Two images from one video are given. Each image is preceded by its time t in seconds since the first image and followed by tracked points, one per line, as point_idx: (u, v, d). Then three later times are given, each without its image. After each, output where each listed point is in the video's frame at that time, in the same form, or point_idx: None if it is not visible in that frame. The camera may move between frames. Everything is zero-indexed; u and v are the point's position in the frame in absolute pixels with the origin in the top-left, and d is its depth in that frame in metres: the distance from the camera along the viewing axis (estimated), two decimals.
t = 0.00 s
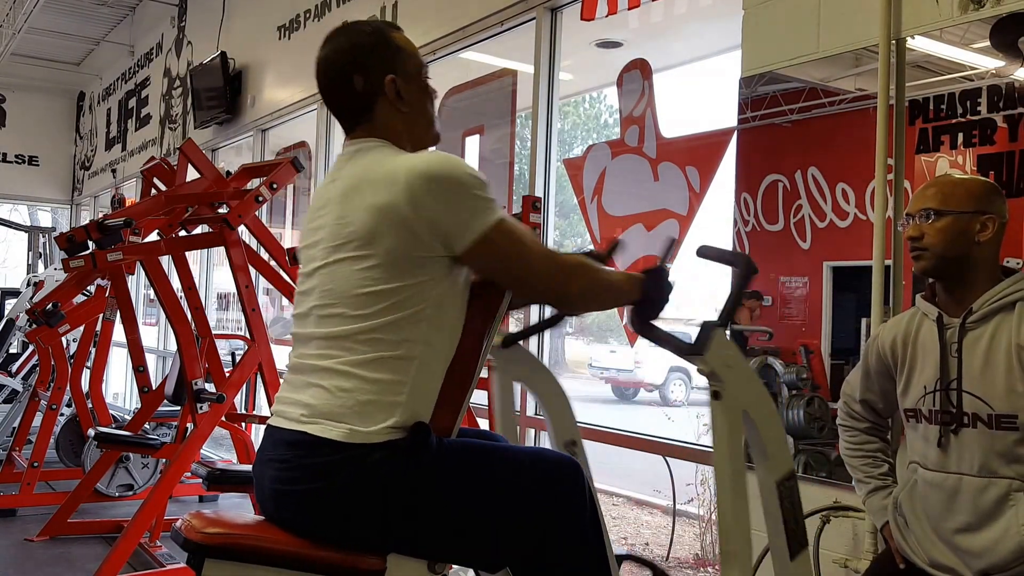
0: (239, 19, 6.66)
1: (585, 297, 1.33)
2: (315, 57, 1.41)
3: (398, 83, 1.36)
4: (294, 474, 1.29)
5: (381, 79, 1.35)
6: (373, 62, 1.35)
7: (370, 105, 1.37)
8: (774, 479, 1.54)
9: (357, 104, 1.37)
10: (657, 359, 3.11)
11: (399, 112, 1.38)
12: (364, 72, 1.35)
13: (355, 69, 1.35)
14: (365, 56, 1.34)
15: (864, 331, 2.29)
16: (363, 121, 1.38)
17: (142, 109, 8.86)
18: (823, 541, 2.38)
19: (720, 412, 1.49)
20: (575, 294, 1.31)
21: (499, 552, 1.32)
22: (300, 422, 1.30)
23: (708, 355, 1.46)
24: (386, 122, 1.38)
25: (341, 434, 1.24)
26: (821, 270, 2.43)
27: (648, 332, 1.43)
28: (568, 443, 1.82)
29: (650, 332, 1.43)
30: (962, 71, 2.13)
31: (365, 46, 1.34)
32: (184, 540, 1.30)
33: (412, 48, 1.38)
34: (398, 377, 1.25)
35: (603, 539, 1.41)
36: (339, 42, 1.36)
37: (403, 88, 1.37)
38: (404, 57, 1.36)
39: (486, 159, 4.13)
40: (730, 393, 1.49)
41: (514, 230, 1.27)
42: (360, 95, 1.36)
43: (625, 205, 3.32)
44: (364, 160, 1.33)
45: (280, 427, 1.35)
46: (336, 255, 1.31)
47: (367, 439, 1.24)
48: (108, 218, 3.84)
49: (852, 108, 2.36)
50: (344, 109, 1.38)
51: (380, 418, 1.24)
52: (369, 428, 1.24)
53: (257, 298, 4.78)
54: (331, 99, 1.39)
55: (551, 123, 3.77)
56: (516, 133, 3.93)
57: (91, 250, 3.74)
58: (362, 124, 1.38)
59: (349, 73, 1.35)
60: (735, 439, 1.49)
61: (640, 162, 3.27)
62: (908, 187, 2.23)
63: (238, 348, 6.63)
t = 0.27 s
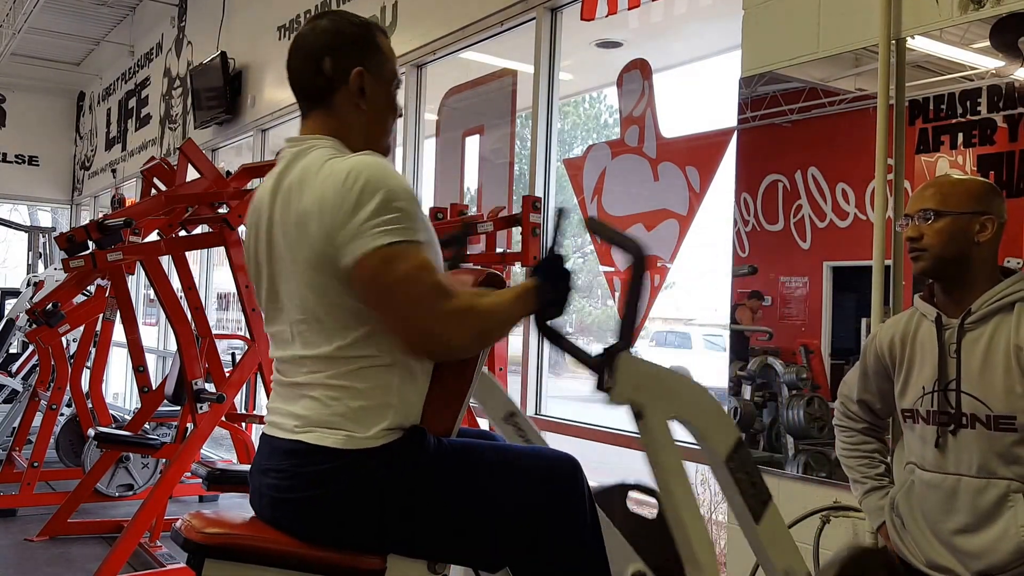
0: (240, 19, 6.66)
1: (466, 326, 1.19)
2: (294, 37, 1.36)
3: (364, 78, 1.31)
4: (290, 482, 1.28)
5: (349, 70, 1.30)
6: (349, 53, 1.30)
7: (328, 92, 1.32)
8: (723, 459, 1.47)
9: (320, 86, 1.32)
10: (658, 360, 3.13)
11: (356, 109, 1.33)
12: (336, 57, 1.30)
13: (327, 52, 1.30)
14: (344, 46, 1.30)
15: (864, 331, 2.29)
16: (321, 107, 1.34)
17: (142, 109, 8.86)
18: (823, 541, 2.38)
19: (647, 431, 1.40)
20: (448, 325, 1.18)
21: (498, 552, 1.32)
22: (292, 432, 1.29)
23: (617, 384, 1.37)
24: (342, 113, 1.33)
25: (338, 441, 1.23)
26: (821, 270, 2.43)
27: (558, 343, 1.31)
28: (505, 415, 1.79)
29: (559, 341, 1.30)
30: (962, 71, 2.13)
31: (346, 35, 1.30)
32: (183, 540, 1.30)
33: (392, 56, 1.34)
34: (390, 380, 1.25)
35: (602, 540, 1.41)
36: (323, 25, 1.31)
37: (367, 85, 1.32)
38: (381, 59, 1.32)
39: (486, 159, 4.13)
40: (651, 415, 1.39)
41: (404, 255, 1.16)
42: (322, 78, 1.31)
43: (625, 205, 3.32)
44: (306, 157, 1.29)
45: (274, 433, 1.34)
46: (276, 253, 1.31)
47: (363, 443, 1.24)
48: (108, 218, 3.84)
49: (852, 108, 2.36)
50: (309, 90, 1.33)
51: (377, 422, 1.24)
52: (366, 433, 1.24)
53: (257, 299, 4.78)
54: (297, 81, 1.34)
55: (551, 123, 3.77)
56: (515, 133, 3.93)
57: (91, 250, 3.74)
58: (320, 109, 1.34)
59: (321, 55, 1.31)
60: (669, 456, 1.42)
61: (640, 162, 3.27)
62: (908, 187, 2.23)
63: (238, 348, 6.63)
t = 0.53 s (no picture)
0: (240, 19, 6.66)
1: (350, 337, 1.07)
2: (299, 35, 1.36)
3: (356, 86, 1.31)
4: (289, 484, 1.27)
5: (344, 76, 1.30)
6: (352, 58, 1.30)
7: (319, 92, 1.31)
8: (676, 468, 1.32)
9: (313, 83, 1.31)
10: (658, 360, 3.12)
11: (342, 114, 1.32)
12: (336, 58, 1.30)
13: (326, 53, 1.30)
14: (348, 51, 1.30)
15: (864, 331, 2.29)
16: (309, 103, 1.33)
17: (142, 109, 8.86)
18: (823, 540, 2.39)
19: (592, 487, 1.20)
20: (317, 327, 1.06)
21: (498, 552, 1.32)
22: (289, 436, 1.28)
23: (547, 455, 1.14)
24: (329, 113, 1.32)
25: (335, 443, 1.24)
26: (821, 270, 2.43)
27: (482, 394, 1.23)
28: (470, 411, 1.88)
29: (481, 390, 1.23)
30: (962, 71, 2.13)
31: (354, 42, 1.30)
32: (183, 540, 1.30)
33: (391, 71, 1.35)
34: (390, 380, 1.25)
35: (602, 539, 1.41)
36: (333, 29, 1.32)
37: (358, 93, 1.31)
38: (379, 73, 1.33)
39: (486, 159, 4.13)
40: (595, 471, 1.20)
41: (308, 248, 1.09)
42: (318, 78, 1.30)
43: (625, 205, 3.32)
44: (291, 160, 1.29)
45: (270, 437, 1.34)
46: (254, 255, 1.29)
47: (359, 446, 1.24)
48: (108, 219, 3.84)
49: (852, 108, 2.36)
50: (303, 85, 1.31)
51: (374, 424, 1.25)
52: (361, 435, 1.24)
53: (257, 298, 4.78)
54: (293, 78, 1.33)
55: (551, 123, 3.77)
56: (515, 133, 3.93)
57: (91, 250, 3.74)
58: (308, 103, 1.32)
59: (320, 56, 1.31)
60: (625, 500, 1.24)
61: (640, 162, 3.27)
62: (908, 187, 2.23)
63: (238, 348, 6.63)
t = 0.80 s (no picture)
0: (239, 19, 6.66)
1: (406, 335, 1.09)
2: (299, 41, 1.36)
3: (361, 85, 1.31)
4: (290, 484, 1.27)
5: (348, 77, 1.30)
6: (351, 57, 1.30)
7: (325, 94, 1.31)
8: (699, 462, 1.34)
9: (319, 86, 1.31)
10: (658, 359, 3.13)
11: (350, 115, 1.32)
12: (338, 61, 1.30)
13: (328, 55, 1.30)
14: (351, 49, 1.30)
15: (863, 331, 2.29)
16: (315, 106, 1.33)
17: (142, 109, 8.87)
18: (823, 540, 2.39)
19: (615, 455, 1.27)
20: (384, 330, 1.08)
21: (499, 551, 1.32)
22: (289, 436, 1.28)
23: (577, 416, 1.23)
24: (337, 116, 1.32)
25: (334, 442, 1.24)
26: (821, 271, 2.43)
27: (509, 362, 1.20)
28: (482, 413, 1.97)
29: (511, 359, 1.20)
30: (961, 71, 2.13)
31: (352, 41, 1.30)
32: (183, 540, 1.30)
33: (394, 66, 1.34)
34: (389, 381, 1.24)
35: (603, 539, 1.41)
36: (331, 32, 1.32)
37: (365, 93, 1.32)
38: (380, 66, 1.32)
39: (486, 159, 4.13)
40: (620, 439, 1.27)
41: (349, 249, 1.10)
42: (322, 80, 1.30)
43: (625, 205, 3.32)
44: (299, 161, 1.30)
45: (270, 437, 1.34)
46: (264, 259, 1.28)
47: (360, 445, 1.24)
48: (108, 219, 3.84)
49: (852, 108, 2.36)
50: (310, 90, 1.31)
51: (375, 423, 1.24)
52: (361, 435, 1.24)
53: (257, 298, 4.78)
54: (298, 81, 1.33)
55: (551, 123, 3.77)
56: (515, 133, 3.93)
57: (91, 250, 3.74)
58: (315, 107, 1.32)
59: (323, 59, 1.31)
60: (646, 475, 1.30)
61: (640, 162, 3.27)
62: (907, 187, 2.23)
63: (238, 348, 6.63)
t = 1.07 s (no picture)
0: (239, 19, 6.67)
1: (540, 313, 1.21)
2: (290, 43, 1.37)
3: (369, 78, 1.32)
4: (291, 483, 1.28)
5: (351, 72, 1.31)
6: (347, 51, 1.30)
7: (335, 97, 1.32)
8: (754, 468, 1.46)
9: (325, 91, 1.32)
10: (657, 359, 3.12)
11: (366, 108, 1.33)
12: (337, 60, 1.30)
13: (325, 57, 1.30)
14: (341, 44, 1.30)
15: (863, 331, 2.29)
16: (331, 113, 1.34)
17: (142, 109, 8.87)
18: (823, 540, 2.38)
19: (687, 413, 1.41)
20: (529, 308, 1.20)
21: (497, 550, 1.32)
22: (295, 428, 1.29)
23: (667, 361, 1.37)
24: (352, 116, 1.33)
25: (338, 438, 1.23)
26: (821, 271, 2.43)
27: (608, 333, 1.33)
28: (538, 425, 1.93)
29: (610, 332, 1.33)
30: (961, 71, 2.13)
31: (341, 34, 1.30)
32: (183, 539, 1.30)
33: (389, 46, 1.34)
34: (393, 380, 1.24)
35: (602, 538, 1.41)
36: (316, 28, 1.32)
37: (373, 84, 1.32)
38: (377, 52, 1.32)
39: (486, 159, 4.13)
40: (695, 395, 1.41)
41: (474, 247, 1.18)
42: (328, 83, 1.31)
43: (625, 205, 3.32)
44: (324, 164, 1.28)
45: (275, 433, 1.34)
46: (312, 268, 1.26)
47: (366, 442, 1.23)
48: (108, 219, 3.84)
49: (852, 108, 2.36)
50: (315, 96, 1.33)
51: (377, 422, 1.23)
52: (365, 431, 1.23)
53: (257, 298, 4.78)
54: (302, 84, 1.34)
55: (551, 123, 3.77)
56: (515, 133, 3.93)
57: (91, 250, 3.73)
58: (329, 116, 1.33)
59: (321, 60, 1.31)
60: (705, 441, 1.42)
61: (640, 162, 3.27)
62: (908, 187, 2.23)
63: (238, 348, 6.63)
